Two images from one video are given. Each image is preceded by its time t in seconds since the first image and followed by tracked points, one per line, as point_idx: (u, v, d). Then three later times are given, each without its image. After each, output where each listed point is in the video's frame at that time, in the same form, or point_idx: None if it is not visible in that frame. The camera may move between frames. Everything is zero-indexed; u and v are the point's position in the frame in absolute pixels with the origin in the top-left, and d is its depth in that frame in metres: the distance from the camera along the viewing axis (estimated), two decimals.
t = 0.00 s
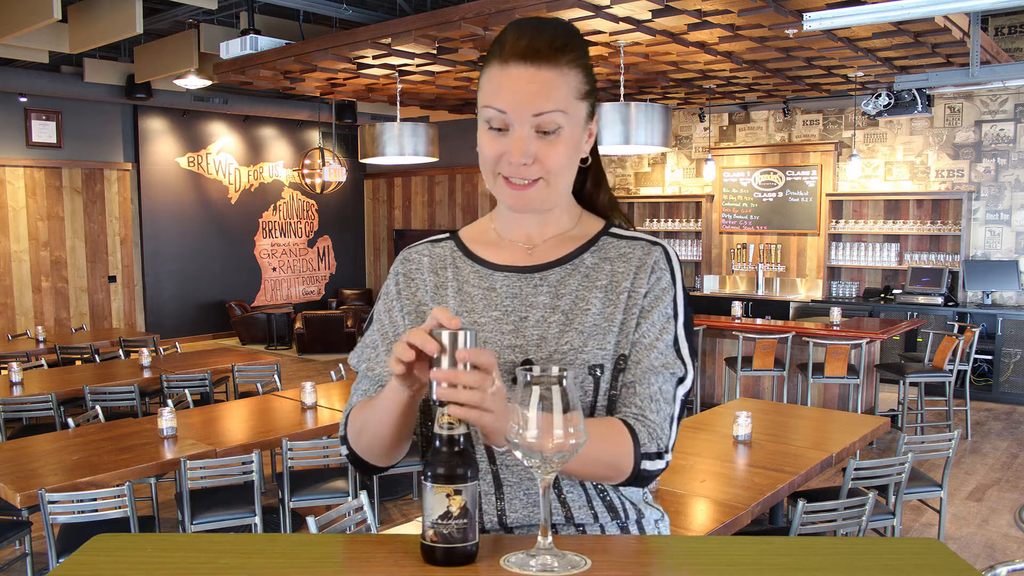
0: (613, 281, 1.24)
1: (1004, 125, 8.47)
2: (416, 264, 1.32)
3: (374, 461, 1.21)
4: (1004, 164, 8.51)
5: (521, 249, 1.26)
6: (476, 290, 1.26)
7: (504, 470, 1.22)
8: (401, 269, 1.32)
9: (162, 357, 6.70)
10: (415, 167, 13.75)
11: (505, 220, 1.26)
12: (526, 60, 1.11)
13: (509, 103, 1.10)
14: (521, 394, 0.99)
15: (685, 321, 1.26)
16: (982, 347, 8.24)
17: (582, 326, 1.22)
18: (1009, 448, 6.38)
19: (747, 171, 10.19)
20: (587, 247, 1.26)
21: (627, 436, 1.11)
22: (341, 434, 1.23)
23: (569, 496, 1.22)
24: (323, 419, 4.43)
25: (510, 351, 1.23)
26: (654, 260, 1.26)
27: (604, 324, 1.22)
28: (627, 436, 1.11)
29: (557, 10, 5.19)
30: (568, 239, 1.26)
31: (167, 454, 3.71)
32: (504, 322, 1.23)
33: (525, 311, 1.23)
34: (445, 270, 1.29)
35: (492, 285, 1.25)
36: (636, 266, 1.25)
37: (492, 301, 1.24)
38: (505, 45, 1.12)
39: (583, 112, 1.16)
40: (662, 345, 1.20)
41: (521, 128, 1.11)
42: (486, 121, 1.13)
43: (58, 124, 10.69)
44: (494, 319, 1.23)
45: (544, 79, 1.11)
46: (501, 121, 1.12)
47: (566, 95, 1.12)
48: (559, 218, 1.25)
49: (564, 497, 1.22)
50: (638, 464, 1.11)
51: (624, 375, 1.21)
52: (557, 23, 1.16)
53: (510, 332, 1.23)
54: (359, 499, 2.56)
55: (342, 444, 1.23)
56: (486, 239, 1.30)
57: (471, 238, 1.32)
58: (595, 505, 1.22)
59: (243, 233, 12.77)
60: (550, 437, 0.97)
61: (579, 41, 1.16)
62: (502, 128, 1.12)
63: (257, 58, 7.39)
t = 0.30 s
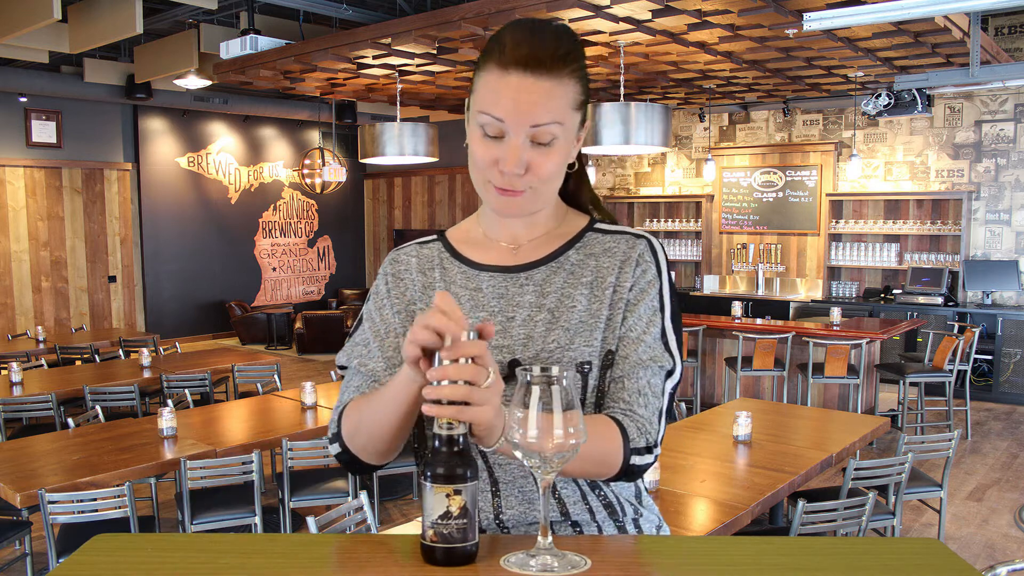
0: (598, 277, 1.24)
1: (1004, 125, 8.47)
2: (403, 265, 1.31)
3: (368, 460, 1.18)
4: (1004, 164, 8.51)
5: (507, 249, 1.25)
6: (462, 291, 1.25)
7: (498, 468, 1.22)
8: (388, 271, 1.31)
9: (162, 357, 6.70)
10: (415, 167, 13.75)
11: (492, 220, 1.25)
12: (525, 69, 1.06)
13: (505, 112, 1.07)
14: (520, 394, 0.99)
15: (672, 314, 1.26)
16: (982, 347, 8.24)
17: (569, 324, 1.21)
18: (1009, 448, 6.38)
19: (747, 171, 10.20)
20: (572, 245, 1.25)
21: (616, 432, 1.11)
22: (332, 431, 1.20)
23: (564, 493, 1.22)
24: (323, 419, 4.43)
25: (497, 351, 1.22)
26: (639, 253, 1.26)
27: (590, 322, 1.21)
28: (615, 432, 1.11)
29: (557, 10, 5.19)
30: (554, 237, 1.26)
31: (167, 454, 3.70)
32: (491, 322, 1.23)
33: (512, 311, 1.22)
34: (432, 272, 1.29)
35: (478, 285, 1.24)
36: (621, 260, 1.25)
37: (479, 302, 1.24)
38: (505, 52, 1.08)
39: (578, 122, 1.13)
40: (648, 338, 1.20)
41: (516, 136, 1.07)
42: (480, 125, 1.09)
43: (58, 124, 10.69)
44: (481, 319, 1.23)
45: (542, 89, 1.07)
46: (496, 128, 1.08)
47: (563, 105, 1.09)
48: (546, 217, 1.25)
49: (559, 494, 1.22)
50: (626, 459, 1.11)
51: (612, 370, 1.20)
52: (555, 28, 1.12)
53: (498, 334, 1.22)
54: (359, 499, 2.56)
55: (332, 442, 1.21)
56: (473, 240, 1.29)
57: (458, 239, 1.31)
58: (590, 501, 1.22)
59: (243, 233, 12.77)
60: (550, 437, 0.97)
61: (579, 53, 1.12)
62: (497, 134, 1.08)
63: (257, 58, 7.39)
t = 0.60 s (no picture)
0: (601, 286, 1.23)
1: (1004, 125, 8.47)
2: (400, 262, 1.29)
3: (375, 464, 1.18)
4: (1004, 164, 8.51)
5: (507, 255, 1.24)
6: (462, 296, 1.24)
7: (496, 474, 1.22)
8: (384, 267, 1.30)
9: (162, 357, 6.70)
10: (415, 167, 13.76)
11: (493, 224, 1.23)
12: (533, 77, 1.03)
13: (511, 121, 1.03)
14: (520, 397, 0.99)
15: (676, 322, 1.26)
16: (982, 347, 8.24)
17: (571, 336, 1.21)
18: (1009, 448, 6.38)
19: (747, 171, 10.20)
20: (574, 251, 1.24)
21: (618, 446, 1.11)
22: (341, 440, 1.19)
23: (562, 500, 1.22)
24: (323, 419, 4.43)
25: (497, 361, 1.22)
26: (644, 260, 1.25)
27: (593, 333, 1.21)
28: (617, 445, 1.11)
29: (557, 10, 5.19)
30: (557, 243, 1.24)
31: (167, 454, 3.70)
32: (490, 330, 1.22)
33: (512, 319, 1.21)
34: (430, 272, 1.27)
35: (478, 290, 1.23)
36: (625, 269, 1.24)
37: (479, 308, 1.22)
38: (515, 58, 1.03)
39: (584, 132, 1.10)
40: (654, 350, 1.20)
41: (522, 147, 1.04)
42: (485, 134, 1.06)
43: (58, 124, 10.68)
44: (481, 326, 1.22)
45: (550, 100, 1.03)
46: (500, 137, 1.05)
47: (571, 116, 1.06)
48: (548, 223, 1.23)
49: (559, 501, 1.22)
50: (625, 475, 1.11)
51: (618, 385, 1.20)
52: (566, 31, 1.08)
53: (499, 342, 1.21)
54: (359, 499, 2.56)
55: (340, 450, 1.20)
56: (471, 239, 1.27)
57: (457, 237, 1.29)
58: (589, 507, 1.22)
59: (243, 233, 12.77)
60: (550, 437, 0.97)
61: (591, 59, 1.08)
62: (502, 143, 1.05)
63: (257, 58, 7.39)
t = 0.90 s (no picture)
0: (608, 307, 1.20)
1: (1004, 125, 8.47)
2: (397, 269, 1.26)
3: (371, 463, 1.18)
4: (1004, 164, 8.51)
5: (511, 270, 1.20)
6: (462, 310, 1.21)
7: (493, 486, 1.22)
8: (381, 273, 1.27)
9: (162, 357, 6.71)
10: (415, 167, 13.76)
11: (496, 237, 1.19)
12: (544, 97, 0.98)
13: (518, 144, 0.99)
14: (519, 396, 0.99)
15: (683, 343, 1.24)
16: (982, 347, 8.24)
17: (576, 360, 1.19)
18: (1009, 448, 6.38)
19: (747, 171, 10.20)
20: (580, 268, 1.20)
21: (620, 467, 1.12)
22: (336, 442, 1.18)
23: (561, 511, 1.22)
24: (323, 419, 4.43)
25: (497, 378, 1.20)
26: (653, 281, 1.22)
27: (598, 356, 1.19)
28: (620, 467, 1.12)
29: (557, 10, 5.19)
30: (562, 258, 1.21)
31: (167, 454, 3.71)
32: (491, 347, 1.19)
33: (513, 337, 1.19)
34: (428, 280, 1.24)
35: (478, 304, 1.20)
36: (632, 288, 1.21)
37: (480, 324, 1.20)
38: (525, 77, 0.99)
39: (594, 153, 1.06)
40: (661, 376, 1.18)
41: (529, 170, 1.01)
42: (490, 153, 1.03)
43: (58, 124, 10.69)
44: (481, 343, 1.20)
45: (561, 123, 0.99)
46: (506, 158, 1.01)
47: (582, 139, 1.01)
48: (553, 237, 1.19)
49: (558, 512, 1.22)
50: (623, 494, 1.12)
51: (624, 410, 1.18)
52: (582, 46, 1.02)
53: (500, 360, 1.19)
54: (359, 499, 2.56)
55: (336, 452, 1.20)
56: (471, 248, 1.23)
57: (456, 243, 1.25)
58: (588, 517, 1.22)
59: (243, 232, 12.77)
60: (549, 439, 0.97)
61: (606, 75, 1.03)
62: (508, 164, 1.02)
63: (257, 58, 7.39)
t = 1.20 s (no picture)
0: (608, 331, 1.17)
1: (1004, 125, 8.47)
2: (391, 296, 1.24)
3: (366, 473, 1.18)
4: (1004, 164, 8.51)
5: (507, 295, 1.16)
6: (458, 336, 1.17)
7: (492, 503, 1.22)
8: (374, 300, 1.24)
9: (161, 357, 6.71)
10: (415, 167, 13.77)
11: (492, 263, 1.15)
12: (535, 150, 0.90)
13: (507, 194, 0.93)
14: (518, 399, 0.99)
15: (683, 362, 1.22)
16: (982, 347, 8.23)
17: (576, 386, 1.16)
18: (1009, 448, 6.38)
19: (747, 171, 10.20)
20: (579, 290, 1.17)
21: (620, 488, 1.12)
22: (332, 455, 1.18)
23: (562, 527, 1.21)
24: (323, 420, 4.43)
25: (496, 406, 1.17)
26: (653, 303, 1.19)
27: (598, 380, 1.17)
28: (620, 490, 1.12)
29: (557, 10, 5.20)
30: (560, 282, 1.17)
31: (167, 454, 3.71)
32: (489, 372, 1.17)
33: (512, 364, 1.16)
34: (423, 306, 1.21)
35: (475, 329, 1.16)
36: (632, 311, 1.18)
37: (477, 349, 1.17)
38: (513, 123, 0.91)
39: (588, 195, 0.98)
40: (661, 399, 1.17)
41: (518, 219, 0.94)
42: (480, 202, 0.96)
43: (58, 124, 10.69)
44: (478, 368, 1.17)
45: (552, 176, 0.92)
46: (496, 206, 0.95)
47: (575, 185, 0.94)
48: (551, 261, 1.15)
49: (557, 527, 1.21)
50: (621, 510, 1.12)
51: (623, 433, 1.17)
52: (578, 81, 0.93)
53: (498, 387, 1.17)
54: (359, 499, 2.56)
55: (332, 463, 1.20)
56: (465, 273, 1.19)
57: (448, 266, 1.21)
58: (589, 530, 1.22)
59: (243, 232, 12.77)
60: (550, 442, 0.98)
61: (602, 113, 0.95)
62: (498, 212, 0.95)
63: (257, 58, 7.38)
